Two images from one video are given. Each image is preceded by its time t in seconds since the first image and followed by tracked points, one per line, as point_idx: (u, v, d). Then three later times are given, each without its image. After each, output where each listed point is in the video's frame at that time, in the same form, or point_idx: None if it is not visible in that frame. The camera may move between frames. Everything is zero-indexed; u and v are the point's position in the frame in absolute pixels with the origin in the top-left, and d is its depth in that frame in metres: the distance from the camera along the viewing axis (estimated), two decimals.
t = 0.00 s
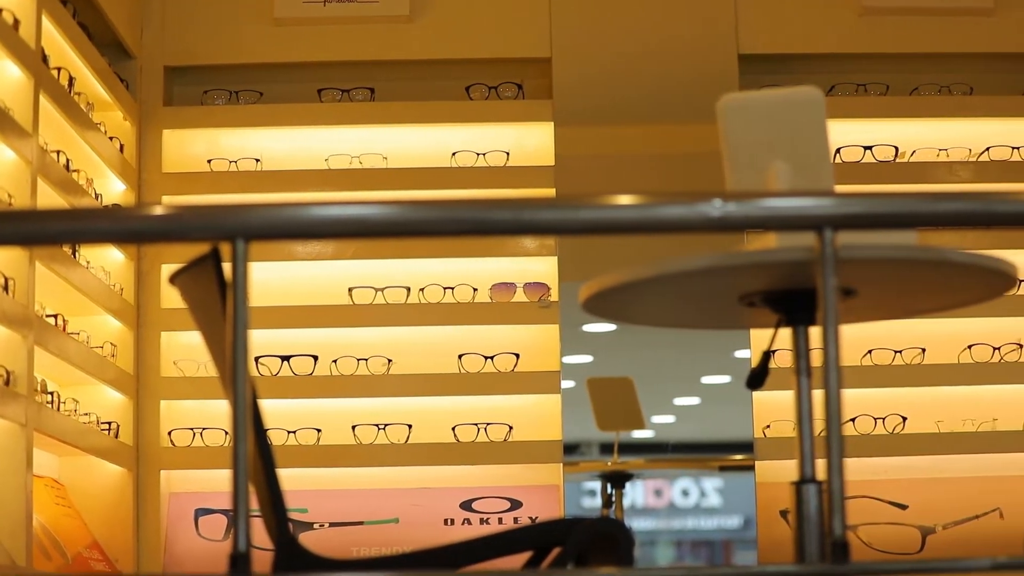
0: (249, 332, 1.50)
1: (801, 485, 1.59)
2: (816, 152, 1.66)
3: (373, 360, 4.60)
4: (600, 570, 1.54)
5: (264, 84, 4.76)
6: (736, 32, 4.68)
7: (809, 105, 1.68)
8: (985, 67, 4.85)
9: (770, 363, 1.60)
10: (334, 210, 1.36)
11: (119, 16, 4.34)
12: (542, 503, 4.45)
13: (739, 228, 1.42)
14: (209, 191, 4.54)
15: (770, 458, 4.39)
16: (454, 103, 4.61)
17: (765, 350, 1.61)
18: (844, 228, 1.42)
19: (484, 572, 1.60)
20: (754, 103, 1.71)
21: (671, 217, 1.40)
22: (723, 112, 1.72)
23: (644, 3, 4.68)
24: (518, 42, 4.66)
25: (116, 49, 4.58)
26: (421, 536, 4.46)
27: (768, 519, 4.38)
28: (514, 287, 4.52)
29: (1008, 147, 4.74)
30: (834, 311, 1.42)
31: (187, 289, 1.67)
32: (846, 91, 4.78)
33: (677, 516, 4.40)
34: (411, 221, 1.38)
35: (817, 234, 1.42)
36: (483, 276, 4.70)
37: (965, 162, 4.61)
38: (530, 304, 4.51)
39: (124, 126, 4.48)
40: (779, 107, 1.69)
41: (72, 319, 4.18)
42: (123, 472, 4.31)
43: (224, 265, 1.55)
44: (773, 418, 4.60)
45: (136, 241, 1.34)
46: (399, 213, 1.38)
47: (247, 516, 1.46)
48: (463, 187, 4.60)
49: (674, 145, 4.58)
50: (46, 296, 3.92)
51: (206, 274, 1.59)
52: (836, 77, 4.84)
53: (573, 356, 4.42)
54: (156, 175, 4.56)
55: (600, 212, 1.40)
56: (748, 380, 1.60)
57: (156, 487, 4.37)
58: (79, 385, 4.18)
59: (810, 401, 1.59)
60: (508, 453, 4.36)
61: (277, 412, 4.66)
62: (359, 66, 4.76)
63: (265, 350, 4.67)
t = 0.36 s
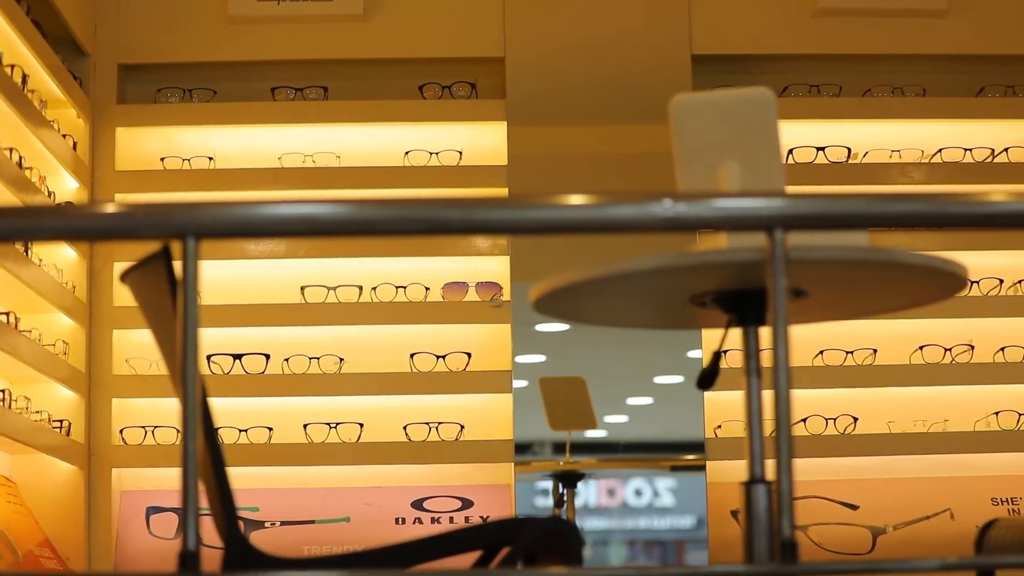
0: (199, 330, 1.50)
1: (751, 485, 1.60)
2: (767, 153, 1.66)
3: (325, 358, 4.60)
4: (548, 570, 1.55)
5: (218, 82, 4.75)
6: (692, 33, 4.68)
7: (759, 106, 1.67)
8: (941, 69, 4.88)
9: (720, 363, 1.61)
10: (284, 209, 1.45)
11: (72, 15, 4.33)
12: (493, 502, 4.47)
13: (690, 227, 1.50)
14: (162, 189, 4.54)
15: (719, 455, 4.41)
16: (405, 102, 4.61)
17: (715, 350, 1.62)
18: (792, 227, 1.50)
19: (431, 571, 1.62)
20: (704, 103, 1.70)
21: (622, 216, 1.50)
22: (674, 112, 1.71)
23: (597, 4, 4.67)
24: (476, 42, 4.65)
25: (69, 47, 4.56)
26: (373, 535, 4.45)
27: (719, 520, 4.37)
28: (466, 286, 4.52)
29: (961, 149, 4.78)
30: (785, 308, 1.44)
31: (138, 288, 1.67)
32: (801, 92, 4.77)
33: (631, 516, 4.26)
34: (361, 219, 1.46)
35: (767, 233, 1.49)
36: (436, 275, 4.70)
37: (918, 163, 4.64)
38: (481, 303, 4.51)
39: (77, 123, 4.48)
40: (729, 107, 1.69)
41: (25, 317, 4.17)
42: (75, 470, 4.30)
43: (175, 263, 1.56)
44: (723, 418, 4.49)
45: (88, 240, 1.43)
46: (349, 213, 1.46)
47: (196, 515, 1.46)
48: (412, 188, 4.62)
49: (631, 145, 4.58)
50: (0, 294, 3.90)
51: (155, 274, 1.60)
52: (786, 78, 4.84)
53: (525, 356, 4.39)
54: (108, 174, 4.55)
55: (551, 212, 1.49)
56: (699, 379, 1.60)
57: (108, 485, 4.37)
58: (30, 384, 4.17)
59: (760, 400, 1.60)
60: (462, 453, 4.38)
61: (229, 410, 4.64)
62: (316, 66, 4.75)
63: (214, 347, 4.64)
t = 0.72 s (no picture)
0: (157, 328, 1.50)
1: (708, 485, 1.60)
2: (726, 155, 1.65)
3: (283, 357, 4.41)
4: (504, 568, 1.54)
5: (177, 80, 4.57)
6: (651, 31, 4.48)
7: (718, 106, 1.66)
8: (905, 69, 4.69)
9: (676, 363, 1.60)
10: (242, 207, 1.47)
11: (33, 13, 4.15)
12: (451, 502, 4.28)
13: (648, 226, 1.53)
14: (122, 186, 4.38)
15: (679, 455, 4.29)
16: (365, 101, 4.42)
17: (673, 351, 1.62)
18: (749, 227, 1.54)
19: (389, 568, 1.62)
20: (663, 105, 1.69)
21: (579, 216, 1.53)
22: (633, 112, 1.70)
23: None
24: (435, 39, 4.44)
25: (26, 43, 4.36)
26: (328, 534, 4.31)
27: (676, 521, 4.26)
28: (424, 284, 4.34)
29: (919, 150, 4.60)
30: (742, 305, 1.46)
31: (96, 286, 1.68)
32: (758, 93, 4.59)
33: (587, 515, 4.28)
34: (318, 217, 1.49)
35: (726, 233, 1.52)
36: (395, 273, 4.52)
37: (876, 165, 4.46)
38: (439, 303, 4.32)
39: (36, 120, 4.28)
40: (687, 108, 1.68)
41: None
42: (32, 466, 4.27)
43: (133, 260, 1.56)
44: (681, 419, 4.46)
45: (47, 237, 1.45)
46: (306, 211, 1.49)
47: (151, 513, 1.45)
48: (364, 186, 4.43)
49: (597, 144, 4.38)
50: None
51: (113, 272, 1.60)
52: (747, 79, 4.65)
53: (483, 356, 4.21)
54: (67, 170, 4.36)
55: (509, 211, 1.51)
56: (656, 379, 1.60)
57: (65, 482, 4.30)
58: None
59: (717, 401, 1.60)
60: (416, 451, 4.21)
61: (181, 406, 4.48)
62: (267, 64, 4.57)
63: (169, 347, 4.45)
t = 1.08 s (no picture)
0: (116, 323, 1.50)
1: (667, 484, 1.60)
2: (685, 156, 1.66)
3: (242, 354, 4.36)
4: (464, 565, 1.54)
5: (138, 75, 4.49)
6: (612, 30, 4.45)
7: (678, 106, 1.67)
8: (867, 70, 4.66)
9: (636, 362, 1.60)
10: (203, 204, 1.48)
11: None
12: (411, 499, 4.24)
13: (608, 225, 1.54)
14: (84, 182, 4.33)
15: (637, 453, 4.24)
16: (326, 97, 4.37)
17: (633, 349, 1.61)
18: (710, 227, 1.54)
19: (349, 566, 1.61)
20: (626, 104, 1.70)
21: (539, 214, 1.53)
22: (594, 111, 1.71)
23: None
24: (397, 38, 4.40)
25: None
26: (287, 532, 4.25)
27: (635, 519, 4.19)
28: (384, 283, 4.28)
29: (880, 150, 4.60)
30: (700, 304, 1.46)
31: (56, 282, 1.68)
32: (718, 93, 4.56)
33: (547, 513, 4.18)
34: (279, 214, 1.49)
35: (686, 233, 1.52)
36: (355, 271, 4.45)
37: (837, 164, 4.46)
38: (398, 300, 4.26)
39: None
40: (647, 107, 1.69)
41: None
42: None
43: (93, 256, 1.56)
44: (641, 417, 4.37)
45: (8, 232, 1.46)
46: (266, 208, 1.50)
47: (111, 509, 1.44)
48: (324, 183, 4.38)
49: (559, 144, 4.36)
50: None
51: (73, 268, 1.60)
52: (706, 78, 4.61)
53: (442, 353, 4.18)
54: (27, 165, 4.31)
55: (469, 208, 1.51)
56: (615, 378, 1.59)
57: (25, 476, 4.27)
58: None
59: (677, 400, 1.60)
60: (373, 450, 4.18)
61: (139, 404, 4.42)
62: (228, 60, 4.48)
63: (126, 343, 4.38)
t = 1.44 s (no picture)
0: (74, 317, 1.49)
1: (626, 481, 1.60)
2: (648, 153, 1.65)
3: (201, 349, 4.31)
4: (422, 560, 1.54)
5: (99, 70, 4.43)
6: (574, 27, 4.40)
7: (638, 102, 1.66)
8: (831, 70, 4.62)
9: (596, 359, 1.60)
10: (163, 200, 1.47)
11: None
12: (371, 496, 4.16)
13: (567, 221, 1.54)
14: (46, 178, 4.26)
15: (595, 451, 4.14)
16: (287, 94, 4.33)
17: (592, 346, 1.61)
18: (668, 224, 1.55)
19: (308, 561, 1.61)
20: (588, 100, 1.68)
21: (498, 210, 1.53)
22: (554, 106, 1.69)
23: None
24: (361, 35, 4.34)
25: None
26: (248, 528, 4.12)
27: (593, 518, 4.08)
28: (343, 278, 4.25)
29: (840, 148, 4.53)
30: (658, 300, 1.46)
31: (15, 277, 1.67)
32: (679, 90, 4.51)
33: (508, 510, 3.92)
34: (238, 210, 1.49)
35: (644, 229, 1.53)
36: (314, 267, 4.42)
37: (797, 162, 4.41)
38: (357, 297, 4.24)
39: None
40: (608, 103, 1.68)
41: None
42: None
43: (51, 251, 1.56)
44: (600, 414, 4.24)
45: None
46: (224, 203, 1.49)
47: (69, 503, 1.43)
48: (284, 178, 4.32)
49: (522, 141, 4.32)
50: None
51: (32, 263, 1.60)
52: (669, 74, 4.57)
53: (402, 350, 4.12)
54: None
55: (428, 205, 1.52)
56: (575, 375, 1.60)
57: None
58: None
59: (636, 397, 1.60)
60: (333, 448, 4.14)
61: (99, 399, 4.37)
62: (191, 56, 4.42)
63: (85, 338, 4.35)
